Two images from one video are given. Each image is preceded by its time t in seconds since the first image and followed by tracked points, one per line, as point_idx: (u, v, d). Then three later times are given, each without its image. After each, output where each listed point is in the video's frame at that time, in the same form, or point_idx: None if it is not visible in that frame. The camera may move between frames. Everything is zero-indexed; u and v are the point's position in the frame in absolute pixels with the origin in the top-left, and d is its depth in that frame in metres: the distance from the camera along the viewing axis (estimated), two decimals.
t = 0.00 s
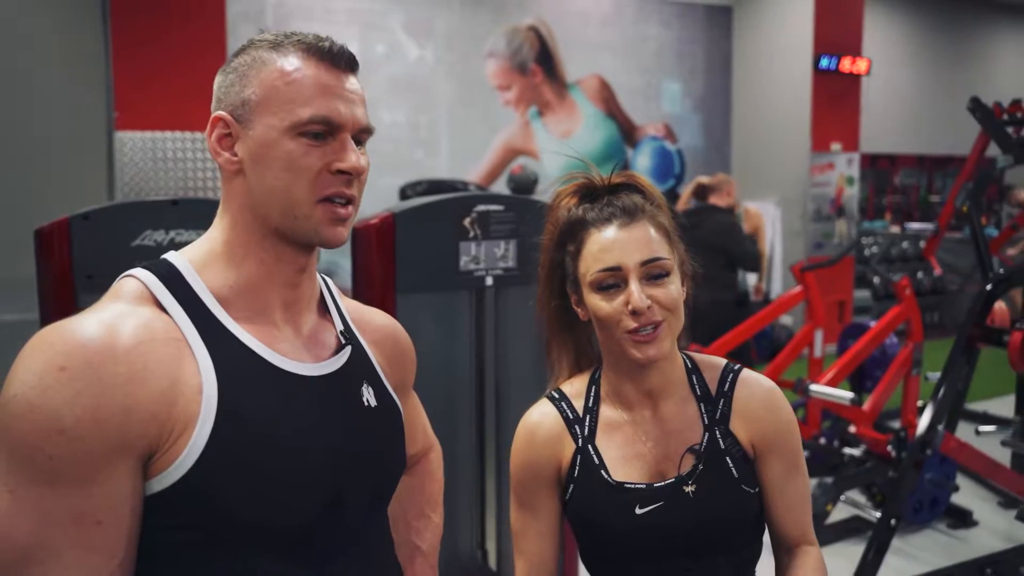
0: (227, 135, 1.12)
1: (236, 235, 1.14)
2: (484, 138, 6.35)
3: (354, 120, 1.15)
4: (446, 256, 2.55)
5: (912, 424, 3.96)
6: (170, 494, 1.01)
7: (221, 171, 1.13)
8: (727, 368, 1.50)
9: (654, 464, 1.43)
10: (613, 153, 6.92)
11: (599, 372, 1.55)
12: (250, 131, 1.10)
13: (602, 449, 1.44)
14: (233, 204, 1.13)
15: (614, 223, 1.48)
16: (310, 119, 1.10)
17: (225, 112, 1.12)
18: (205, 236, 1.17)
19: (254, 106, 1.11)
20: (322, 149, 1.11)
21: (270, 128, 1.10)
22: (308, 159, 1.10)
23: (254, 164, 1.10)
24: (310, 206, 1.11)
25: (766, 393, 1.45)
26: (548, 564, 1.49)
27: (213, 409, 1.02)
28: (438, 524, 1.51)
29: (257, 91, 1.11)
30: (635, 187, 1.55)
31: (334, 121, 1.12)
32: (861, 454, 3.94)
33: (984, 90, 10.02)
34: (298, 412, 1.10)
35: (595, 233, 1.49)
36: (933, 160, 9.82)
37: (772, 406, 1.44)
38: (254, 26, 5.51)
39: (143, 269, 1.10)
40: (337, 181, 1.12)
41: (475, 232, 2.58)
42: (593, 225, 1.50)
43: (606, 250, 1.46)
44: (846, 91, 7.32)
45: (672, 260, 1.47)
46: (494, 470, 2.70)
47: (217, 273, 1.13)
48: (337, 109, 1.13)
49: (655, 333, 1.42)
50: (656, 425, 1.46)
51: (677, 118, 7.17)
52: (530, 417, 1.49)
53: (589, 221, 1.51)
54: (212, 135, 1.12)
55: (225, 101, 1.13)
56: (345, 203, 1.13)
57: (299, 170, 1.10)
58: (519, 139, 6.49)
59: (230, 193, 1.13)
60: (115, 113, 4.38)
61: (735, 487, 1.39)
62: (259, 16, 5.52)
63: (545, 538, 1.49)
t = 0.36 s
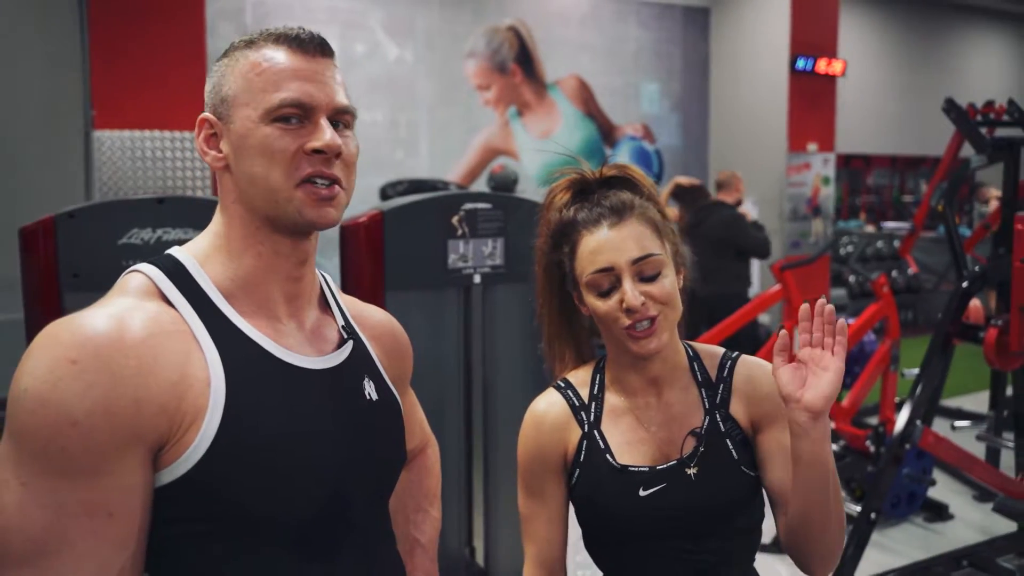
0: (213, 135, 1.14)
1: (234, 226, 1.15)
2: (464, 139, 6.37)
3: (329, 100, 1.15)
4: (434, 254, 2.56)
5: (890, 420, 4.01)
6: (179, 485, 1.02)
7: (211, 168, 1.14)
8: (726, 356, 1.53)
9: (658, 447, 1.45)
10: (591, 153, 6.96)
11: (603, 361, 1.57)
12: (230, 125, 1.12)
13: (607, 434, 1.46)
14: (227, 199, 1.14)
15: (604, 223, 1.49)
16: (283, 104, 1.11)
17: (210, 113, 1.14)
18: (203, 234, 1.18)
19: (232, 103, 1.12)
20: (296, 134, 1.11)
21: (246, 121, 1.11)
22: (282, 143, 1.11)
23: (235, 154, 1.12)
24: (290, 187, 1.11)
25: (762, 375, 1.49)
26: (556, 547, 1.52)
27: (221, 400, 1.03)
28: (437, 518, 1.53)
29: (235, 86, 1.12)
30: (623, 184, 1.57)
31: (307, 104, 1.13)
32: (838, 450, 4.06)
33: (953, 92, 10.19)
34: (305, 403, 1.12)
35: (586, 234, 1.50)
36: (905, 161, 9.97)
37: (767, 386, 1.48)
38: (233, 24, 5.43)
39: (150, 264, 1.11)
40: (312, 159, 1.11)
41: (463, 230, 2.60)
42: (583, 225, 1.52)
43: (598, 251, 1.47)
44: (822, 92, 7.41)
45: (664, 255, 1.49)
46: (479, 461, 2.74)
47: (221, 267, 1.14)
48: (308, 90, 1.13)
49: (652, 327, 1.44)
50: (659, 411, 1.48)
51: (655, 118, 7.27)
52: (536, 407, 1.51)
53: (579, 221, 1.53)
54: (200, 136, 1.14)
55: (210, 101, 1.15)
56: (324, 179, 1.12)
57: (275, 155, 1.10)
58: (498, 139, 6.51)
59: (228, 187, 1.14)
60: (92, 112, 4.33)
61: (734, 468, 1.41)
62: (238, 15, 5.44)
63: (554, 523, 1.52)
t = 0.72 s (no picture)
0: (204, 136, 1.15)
1: (227, 224, 1.16)
2: (444, 138, 6.37)
3: (309, 102, 1.15)
4: (419, 253, 2.57)
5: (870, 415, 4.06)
6: (175, 480, 1.02)
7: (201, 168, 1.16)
8: (733, 352, 1.52)
9: (657, 436, 1.46)
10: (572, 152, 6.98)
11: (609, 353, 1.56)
12: (217, 126, 1.13)
13: (610, 421, 1.47)
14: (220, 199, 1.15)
15: (555, 267, 1.42)
16: (265, 107, 1.12)
17: (202, 115, 1.15)
18: (199, 230, 1.19)
19: (217, 103, 1.13)
20: (279, 137, 1.12)
21: (230, 124, 1.12)
22: (263, 146, 1.11)
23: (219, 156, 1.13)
24: (269, 191, 1.11)
25: (767, 375, 1.48)
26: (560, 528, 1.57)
27: (217, 396, 1.04)
28: (424, 517, 1.54)
29: (220, 90, 1.13)
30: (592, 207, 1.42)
31: (286, 107, 1.13)
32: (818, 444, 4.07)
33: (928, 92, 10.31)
34: (301, 399, 1.13)
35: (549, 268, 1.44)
36: (882, 160, 10.07)
37: (771, 389, 1.47)
38: (213, 23, 5.38)
39: (146, 260, 1.12)
40: (296, 167, 1.11)
41: (449, 229, 2.61)
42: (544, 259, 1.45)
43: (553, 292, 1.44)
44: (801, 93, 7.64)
45: (615, 300, 1.40)
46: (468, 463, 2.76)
47: (215, 266, 1.15)
48: (288, 94, 1.13)
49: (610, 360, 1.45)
50: (660, 400, 1.48)
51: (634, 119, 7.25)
52: (544, 392, 1.53)
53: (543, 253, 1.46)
54: (192, 137, 1.16)
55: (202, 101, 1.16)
56: (309, 185, 1.13)
57: (257, 159, 1.11)
58: (479, 139, 6.53)
59: (217, 189, 1.15)
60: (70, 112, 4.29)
61: (729, 463, 1.43)
62: (218, 14, 5.39)
63: (560, 505, 1.55)
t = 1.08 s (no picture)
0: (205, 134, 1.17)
1: (225, 220, 1.17)
2: (428, 137, 6.36)
3: (301, 101, 1.14)
4: (407, 251, 2.57)
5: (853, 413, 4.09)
6: (168, 470, 1.02)
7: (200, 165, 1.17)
8: (726, 341, 1.63)
9: (651, 420, 1.54)
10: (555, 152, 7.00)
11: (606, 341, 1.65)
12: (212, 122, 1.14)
13: (603, 404, 1.56)
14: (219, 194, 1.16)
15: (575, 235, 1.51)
16: (254, 105, 1.12)
17: (203, 112, 1.17)
18: (199, 224, 1.20)
19: (212, 97, 1.14)
20: (267, 135, 1.12)
21: (223, 120, 1.12)
22: (252, 145, 1.11)
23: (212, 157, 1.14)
24: (257, 192, 1.12)
25: (759, 362, 1.58)
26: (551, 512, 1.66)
27: (211, 387, 1.04)
28: (418, 513, 1.54)
29: (217, 85, 1.13)
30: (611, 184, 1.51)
31: (276, 106, 1.12)
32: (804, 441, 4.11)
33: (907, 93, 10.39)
34: (295, 391, 1.13)
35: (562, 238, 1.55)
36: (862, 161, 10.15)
37: (765, 374, 1.56)
38: (195, 23, 5.34)
39: (143, 252, 1.12)
40: (280, 166, 1.11)
41: (438, 227, 2.61)
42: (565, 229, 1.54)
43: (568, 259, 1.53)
44: (780, 92, 7.50)
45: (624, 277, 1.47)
46: (455, 460, 2.80)
47: (209, 260, 1.15)
48: (279, 92, 1.12)
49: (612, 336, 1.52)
50: (655, 385, 1.58)
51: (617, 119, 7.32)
52: (541, 379, 1.63)
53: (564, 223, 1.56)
54: (194, 132, 1.18)
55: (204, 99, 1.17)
56: (293, 185, 1.12)
57: (247, 157, 1.11)
58: (462, 137, 6.53)
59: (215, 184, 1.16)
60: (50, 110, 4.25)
61: (724, 444, 1.51)
62: (200, 13, 5.36)
63: (554, 486, 1.65)
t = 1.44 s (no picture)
0: (208, 121, 1.14)
1: (226, 210, 1.16)
2: (417, 136, 6.35)
3: (322, 98, 1.15)
4: (399, 248, 2.57)
5: (842, 409, 4.11)
6: (168, 461, 1.01)
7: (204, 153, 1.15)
8: (715, 330, 1.65)
9: (640, 408, 1.56)
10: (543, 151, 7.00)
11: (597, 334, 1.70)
12: (225, 114, 1.12)
13: (591, 392, 1.59)
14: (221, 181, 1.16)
15: (608, 204, 1.56)
16: (278, 99, 1.11)
17: (207, 99, 1.14)
18: (197, 216, 1.19)
19: (229, 88, 1.12)
20: (290, 129, 1.12)
21: (240, 112, 1.11)
22: (274, 138, 1.11)
23: (225, 144, 1.13)
24: (274, 182, 1.12)
25: (748, 349, 1.59)
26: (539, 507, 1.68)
27: (211, 377, 1.04)
28: (418, 509, 1.54)
29: (235, 74, 1.12)
30: (634, 163, 1.60)
31: (301, 103, 1.12)
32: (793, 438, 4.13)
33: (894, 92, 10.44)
34: (294, 383, 1.13)
35: (587, 210, 1.58)
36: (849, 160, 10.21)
37: (753, 361, 1.58)
38: (183, 21, 5.32)
39: (142, 245, 1.12)
40: (300, 159, 1.12)
41: (429, 224, 2.61)
42: (589, 203, 1.59)
43: (597, 228, 1.56)
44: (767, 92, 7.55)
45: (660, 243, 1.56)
46: (447, 456, 2.78)
47: (206, 248, 1.15)
48: (302, 88, 1.13)
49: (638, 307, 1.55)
50: (643, 371, 1.60)
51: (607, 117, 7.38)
52: (531, 367, 1.66)
53: (586, 198, 1.60)
54: (195, 120, 1.15)
55: (208, 84, 1.15)
56: (312, 179, 1.13)
57: (268, 149, 1.11)
58: (451, 137, 6.52)
59: (217, 172, 1.16)
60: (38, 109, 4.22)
61: (713, 430, 1.53)
62: (187, 12, 5.33)
63: (540, 477, 1.67)
